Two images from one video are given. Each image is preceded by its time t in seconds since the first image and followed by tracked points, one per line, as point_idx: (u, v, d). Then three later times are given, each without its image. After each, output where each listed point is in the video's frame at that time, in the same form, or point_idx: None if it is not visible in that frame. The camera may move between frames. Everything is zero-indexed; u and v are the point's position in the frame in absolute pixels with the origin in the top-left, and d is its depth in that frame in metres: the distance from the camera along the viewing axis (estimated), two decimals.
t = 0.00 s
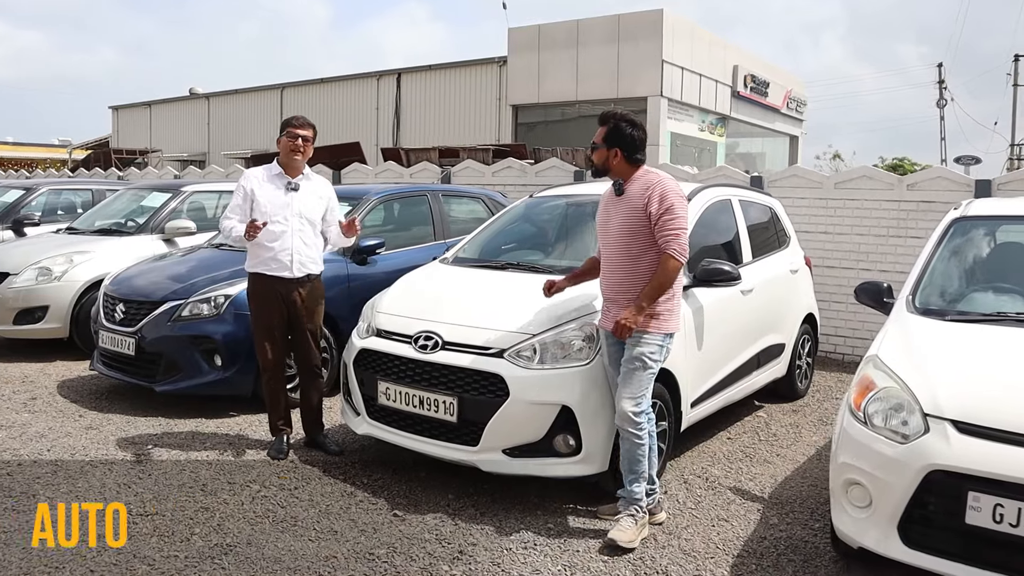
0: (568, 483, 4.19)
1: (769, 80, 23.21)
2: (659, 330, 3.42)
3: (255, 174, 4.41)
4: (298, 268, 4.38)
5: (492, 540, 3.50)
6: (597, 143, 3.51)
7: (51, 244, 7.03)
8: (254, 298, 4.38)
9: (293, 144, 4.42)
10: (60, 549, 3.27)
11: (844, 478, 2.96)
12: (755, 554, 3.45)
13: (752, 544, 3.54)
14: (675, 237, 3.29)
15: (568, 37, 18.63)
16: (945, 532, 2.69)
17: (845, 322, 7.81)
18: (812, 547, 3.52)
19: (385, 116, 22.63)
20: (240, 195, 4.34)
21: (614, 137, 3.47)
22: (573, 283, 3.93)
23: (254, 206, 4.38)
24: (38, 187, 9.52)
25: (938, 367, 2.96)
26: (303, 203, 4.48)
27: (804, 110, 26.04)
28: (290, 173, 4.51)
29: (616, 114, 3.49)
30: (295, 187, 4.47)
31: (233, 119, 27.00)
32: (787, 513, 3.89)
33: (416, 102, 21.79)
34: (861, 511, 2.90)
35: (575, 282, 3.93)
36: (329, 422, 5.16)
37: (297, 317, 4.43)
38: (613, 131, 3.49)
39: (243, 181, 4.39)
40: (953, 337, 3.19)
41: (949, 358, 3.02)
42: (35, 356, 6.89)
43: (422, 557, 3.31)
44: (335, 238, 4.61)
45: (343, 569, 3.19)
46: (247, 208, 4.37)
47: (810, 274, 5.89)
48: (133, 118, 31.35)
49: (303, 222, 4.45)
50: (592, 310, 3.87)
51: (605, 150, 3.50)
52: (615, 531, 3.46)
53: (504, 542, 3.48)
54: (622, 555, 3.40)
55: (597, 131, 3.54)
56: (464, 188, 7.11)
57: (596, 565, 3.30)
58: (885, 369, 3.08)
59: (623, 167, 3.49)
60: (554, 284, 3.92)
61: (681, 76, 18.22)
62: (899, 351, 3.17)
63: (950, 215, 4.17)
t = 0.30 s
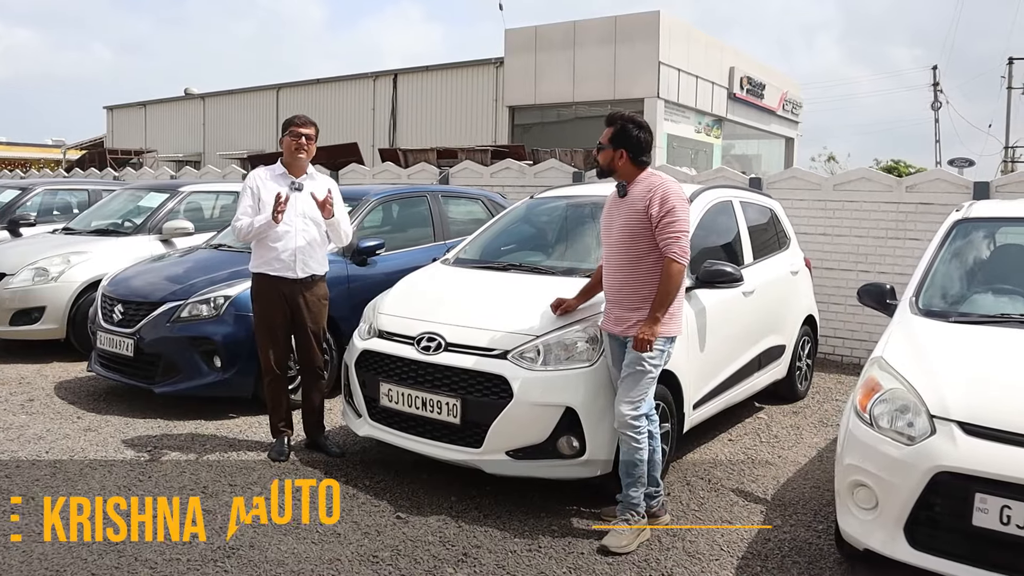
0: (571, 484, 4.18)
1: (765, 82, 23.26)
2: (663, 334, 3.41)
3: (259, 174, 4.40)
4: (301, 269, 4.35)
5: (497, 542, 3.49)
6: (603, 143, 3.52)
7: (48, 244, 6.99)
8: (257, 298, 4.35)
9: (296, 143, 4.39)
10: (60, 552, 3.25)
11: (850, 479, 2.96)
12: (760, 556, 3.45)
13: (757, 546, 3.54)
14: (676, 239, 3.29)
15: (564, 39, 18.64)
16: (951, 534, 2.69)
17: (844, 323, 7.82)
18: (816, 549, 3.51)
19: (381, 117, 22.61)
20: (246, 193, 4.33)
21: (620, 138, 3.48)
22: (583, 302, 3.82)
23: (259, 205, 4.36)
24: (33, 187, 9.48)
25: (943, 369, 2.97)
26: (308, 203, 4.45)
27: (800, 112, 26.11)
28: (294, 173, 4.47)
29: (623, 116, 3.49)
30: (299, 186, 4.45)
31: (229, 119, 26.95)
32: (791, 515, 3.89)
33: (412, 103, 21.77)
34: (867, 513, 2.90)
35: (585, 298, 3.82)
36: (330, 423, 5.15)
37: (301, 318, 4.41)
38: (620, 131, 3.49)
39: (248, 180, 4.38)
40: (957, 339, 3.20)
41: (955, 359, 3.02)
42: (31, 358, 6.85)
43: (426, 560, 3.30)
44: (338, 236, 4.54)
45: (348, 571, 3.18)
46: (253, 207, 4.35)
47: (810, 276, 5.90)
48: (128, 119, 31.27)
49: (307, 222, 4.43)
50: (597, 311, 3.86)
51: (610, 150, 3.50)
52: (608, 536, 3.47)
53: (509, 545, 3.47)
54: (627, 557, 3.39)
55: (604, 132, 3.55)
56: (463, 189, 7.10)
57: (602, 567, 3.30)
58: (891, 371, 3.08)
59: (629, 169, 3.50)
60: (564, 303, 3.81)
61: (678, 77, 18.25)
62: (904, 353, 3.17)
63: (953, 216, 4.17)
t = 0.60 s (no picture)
0: (575, 483, 4.18)
1: (765, 82, 23.27)
2: (666, 332, 3.40)
3: (269, 171, 4.40)
4: (309, 267, 4.34)
5: (502, 540, 3.49)
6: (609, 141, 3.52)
7: (48, 243, 6.98)
8: (265, 295, 4.35)
9: (305, 142, 4.38)
10: (64, 551, 3.25)
11: (857, 478, 2.96)
12: (765, 554, 3.45)
13: (762, 545, 3.54)
14: (679, 237, 3.28)
15: (565, 37, 18.63)
16: (958, 532, 2.70)
17: (845, 322, 7.82)
18: (821, 547, 3.51)
19: (381, 116, 22.59)
20: (255, 192, 4.35)
21: (626, 136, 3.48)
22: (588, 300, 3.82)
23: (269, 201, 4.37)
24: (33, 185, 9.46)
25: (949, 367, 2.97)
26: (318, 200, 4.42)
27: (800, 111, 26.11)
28: (303, 171, 4.47)
29: (628, 113, 3.49)
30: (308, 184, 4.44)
31: (228, 118, 26.92)
32: (795, 513, 3.89)
33: (412, 102, 21.75)
34: (874, 511, 2.90)
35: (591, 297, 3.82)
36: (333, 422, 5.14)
37: (308, 316, 4.39)
38: (626, 130, 3.49)
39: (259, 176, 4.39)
40: (964, 338, 3.20)
41: (961, 358, 3.02)
42: (32, 356, 6.84)
43: (432, 558, 3.29)
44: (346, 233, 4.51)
45: (353, 570, 3.17)
46: (263, 203, 4.36)
47: (812, 275, 5.91)
48: (127, 117, 31.23)
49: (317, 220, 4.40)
50: (603, 308, 3.87)
51: (616, 148, 3.50)
52: (614, 534, 3.46)
53: (514, 543, 3.47)
54: (633, 556, 3.39)
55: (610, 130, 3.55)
56: (465, 188, 7.10)
57: (607, 565, 3.29)
58: (897, 369, 3.08)
59: (634, 167, 3.50)
60: (570, 303, 3.79)
61: (678, 77, 18.25)
62: (910, 351, 3.17)
63: (958, 215, 4.17)
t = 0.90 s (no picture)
0: (578, 481, 4.17)
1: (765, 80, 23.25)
2: (669, 331, 3.40)
3: (280, 169, 4.41)
4: (317, 266, 4.34)
5: (506, 539, 3.49)
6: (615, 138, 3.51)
7: (49, 240, 6.97)
8: (271, 293, 4.34)
9: (315, 140, 4.38)
10: (67, 549, 3.24)
11: (862, 476, 2.96)
12: (770, 553, 3.44)
13: (766, 543, 3.53)
14: (683, 234, 3.28)
15: (565, 35, 18.62)
16: (964, 531, 2.69)
17: (846, 321, 7.82)
18: (826, 546, 3.51)
19: (381, 114, 22.57)
20: (266, 189, 4.34)
21: (632, 133, 3.47)
22: (592, 298, 3.82)
23: (279, 199, 4.37)
24: (34, 183, 9.45)
25: (955, 365, 2.96)
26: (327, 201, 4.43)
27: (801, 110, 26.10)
28: (312, 169, 4.46)
29: (634, 110, 3.49)
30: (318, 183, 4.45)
31: (229, 116, 26.90)
32: (799, 512, 3.89)
33: (413, 100, 21.74)
34: (880, 510, 2.91)
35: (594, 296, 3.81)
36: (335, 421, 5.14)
37: (313, 316, 4.40)
38: (631, 127, 3.49)
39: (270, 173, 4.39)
40: (969, 336, 3.19)
41: (967, 356, 3.01)
42: (33, 354, 6.84)
43: (436, 557, 3.29)
44: (353, 233, 4.54)
45: (357, 568, 3.17)
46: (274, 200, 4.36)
47: (815, 273, 5.90)
48: (128, 115, 31.21)
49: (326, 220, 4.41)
50: (607, 306, 3.86)
51: (622, 145, 3.49)
52: (617, 533, 3.46)
53: (518, 542, 3.47)
54: (637, 555, 3.39)
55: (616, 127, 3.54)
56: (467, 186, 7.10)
57: (612, 564, 3.29)
58: (903, 367, 3.07)
59: (640, 163, 3.49)
60: (573, 301, 3.79)
61: (678, 75, 18.23)
62: (916, 349, 3.17)
63: (963, 213, 4.16)
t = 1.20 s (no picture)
0: (576, 481, 4.17)
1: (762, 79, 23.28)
2: (668, 330, 3.40)
3: (285, 169, 4.41)
4: (320, 267, 4.33)
5: (504, 539, 3.48)
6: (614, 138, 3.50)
7: (45, 240, 6.95)
8: (274, 293, 4.33)
9: (322, 142, 4.36)
10: (63, 549, 3.23)
11: (861, 476, 2.96)
12: (768, 552, 3.44)
13: (765, 543, 3.53)
14: (681, 234, 3.27)
15: (562, 35, 18.62)
16: (963, 530, 2.69)
17: (843, 320, 7.84)
18: (824, 546, 3.51)
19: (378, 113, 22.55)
20: (271, 189, 4.35)
21: (630, 133, 3.47)
22: (590, 298, 3.81)
23: (284, 200, 4.38)
24: (30, 182, 9.40)
25: (953, 365, 2.97)
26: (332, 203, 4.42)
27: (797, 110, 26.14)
28: (318, 170, 4.45)
29: (631, 109, 3.49)
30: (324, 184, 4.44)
31: (225, 115, 26.85)
32: (798, 512, 3.89)
33: (409, 99, 21.72)
34: (879, 510, 2.91)
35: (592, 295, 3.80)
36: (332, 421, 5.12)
37: (316, 316, 4.40)
38: (629, 126, 3.48)
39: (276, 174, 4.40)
40: (968, 335, 3.20)
41: (965, 355, 3.02)
42: (28, 354, 6.81)
43: (434, 557, 3.28)
44: (358, 235, 4.53)
45: (355, 568, 3.16)
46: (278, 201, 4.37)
47: (812, 273, 5.91)
48: (124, 114, 31.13)
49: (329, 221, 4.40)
50: (605, 306, 3.86)
51: (620, 144, 3.49)
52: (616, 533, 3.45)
53: (516, 542, 3.46)
54: (636, 555, 3.39)
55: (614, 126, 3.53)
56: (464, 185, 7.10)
57: (610, 564, 3.29)
58: (902, 367, 3.08)
59: (638, 163, 3.49)
60: (571, 300, 3.79)
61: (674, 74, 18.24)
62: (915, 349, 3.17)
63: (961, 212, 4.17)
